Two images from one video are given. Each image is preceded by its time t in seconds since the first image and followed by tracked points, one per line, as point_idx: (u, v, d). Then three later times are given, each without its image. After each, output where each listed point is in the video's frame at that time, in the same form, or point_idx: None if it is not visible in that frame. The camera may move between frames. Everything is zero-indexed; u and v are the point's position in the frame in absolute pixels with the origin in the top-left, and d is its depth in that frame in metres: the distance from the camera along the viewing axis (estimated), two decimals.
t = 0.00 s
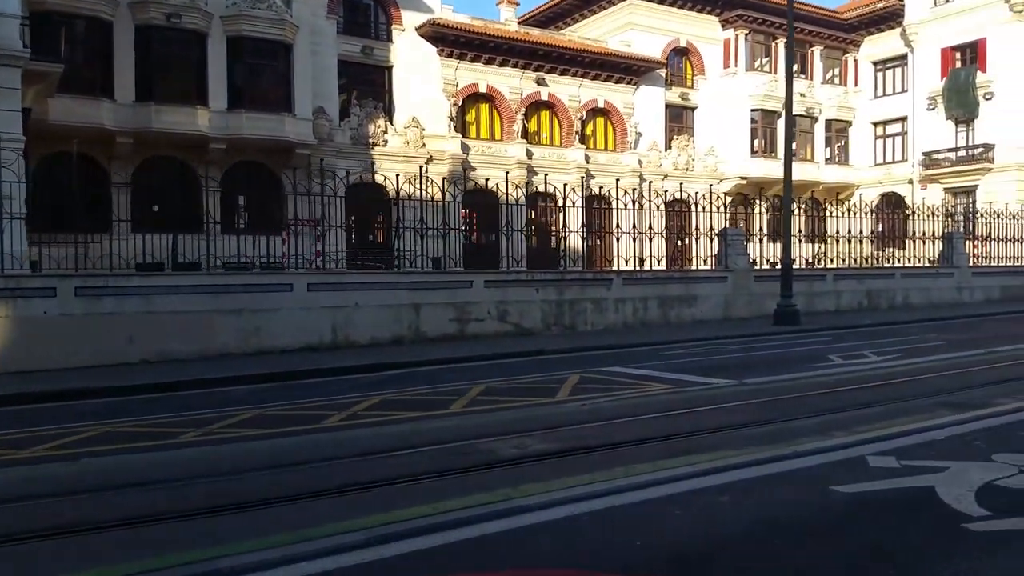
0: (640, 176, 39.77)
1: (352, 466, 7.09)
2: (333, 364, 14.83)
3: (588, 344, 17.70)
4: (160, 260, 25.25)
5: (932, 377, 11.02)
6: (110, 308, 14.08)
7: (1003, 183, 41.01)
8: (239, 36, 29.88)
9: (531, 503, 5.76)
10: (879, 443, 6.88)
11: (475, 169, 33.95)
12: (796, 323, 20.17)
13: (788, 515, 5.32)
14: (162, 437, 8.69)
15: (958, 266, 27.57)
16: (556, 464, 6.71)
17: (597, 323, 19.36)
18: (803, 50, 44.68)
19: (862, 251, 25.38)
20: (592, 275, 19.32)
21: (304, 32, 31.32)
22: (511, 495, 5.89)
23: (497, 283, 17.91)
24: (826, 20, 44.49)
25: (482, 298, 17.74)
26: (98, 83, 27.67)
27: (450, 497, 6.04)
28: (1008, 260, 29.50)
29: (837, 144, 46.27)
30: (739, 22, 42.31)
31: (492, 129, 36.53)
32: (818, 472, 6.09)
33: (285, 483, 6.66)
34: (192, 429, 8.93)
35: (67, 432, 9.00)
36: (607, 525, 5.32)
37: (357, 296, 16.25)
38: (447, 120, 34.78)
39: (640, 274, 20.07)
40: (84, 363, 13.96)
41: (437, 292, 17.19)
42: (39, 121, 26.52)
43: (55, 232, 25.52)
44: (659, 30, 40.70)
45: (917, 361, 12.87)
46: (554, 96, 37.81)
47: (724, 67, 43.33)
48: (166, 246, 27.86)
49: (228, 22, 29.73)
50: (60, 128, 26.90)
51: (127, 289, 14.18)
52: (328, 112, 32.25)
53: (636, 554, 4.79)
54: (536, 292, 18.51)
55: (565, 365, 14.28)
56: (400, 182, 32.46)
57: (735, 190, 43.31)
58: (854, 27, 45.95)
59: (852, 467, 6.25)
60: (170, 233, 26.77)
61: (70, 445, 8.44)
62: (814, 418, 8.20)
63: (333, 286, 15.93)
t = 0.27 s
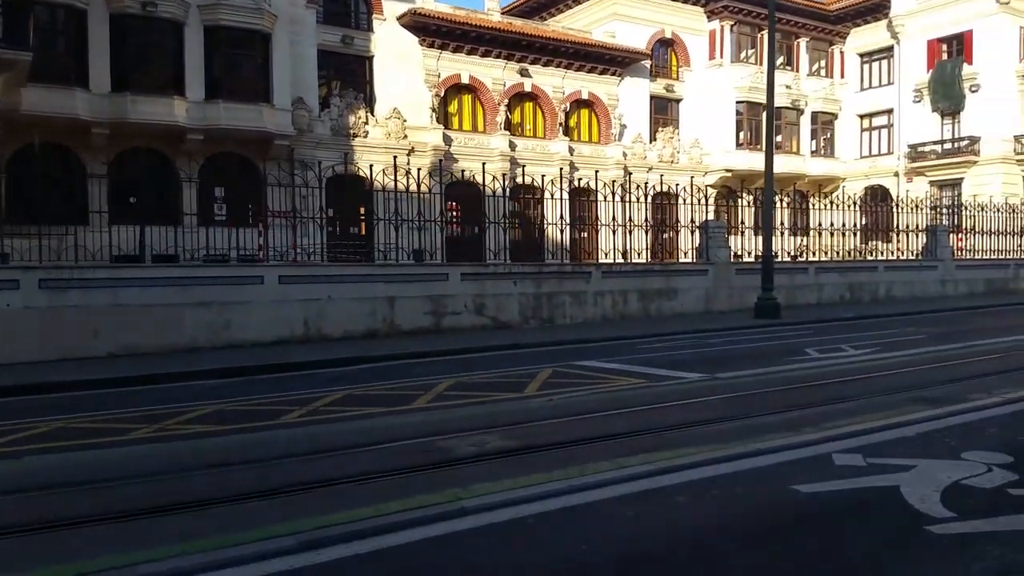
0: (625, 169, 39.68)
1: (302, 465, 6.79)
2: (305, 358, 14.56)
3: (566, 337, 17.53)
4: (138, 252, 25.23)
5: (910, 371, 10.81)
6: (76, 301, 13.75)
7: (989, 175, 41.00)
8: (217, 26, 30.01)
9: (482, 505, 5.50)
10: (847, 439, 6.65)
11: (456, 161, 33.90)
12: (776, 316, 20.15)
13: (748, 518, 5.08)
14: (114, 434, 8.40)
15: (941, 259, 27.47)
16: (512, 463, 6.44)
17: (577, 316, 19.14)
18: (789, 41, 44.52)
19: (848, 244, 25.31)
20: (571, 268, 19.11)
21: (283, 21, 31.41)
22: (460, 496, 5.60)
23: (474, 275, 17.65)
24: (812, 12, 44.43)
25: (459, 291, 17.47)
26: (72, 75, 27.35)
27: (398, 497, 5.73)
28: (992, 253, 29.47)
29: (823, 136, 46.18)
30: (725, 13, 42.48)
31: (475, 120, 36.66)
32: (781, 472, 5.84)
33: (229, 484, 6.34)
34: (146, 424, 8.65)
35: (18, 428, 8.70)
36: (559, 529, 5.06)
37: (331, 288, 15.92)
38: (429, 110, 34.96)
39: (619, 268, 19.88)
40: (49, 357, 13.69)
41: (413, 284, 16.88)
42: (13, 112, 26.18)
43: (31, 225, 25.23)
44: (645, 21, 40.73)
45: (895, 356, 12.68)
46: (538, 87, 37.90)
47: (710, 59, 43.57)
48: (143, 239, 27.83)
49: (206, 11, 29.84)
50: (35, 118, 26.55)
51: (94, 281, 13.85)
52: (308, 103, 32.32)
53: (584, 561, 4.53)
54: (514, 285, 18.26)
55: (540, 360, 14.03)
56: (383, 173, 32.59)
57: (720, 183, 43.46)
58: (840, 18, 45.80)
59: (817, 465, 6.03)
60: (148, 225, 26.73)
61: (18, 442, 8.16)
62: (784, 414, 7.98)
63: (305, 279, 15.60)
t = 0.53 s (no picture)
0: (615, 156, 40.15)
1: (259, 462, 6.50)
2: (283, 349, 14.27)
3: (551, 327, 17.35)
4: (123, 240, 25.06)
5: (896, 363, 10.57)
6: (48, 290, 13.44)
7: (983, 163, 40.82)
8: (200, 9, 29.58)
9: (437, 505, 5.23)
10: (823, 436, 6.41)
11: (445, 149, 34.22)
12: (764, 305, 20.03)
13: (713, 520, 4.82)
14: (71, 428, 8.10)
15: (933, 248, 27.28)
16: (476, 461, 6.16)
17: (562, 305, 18.91)
18: (783, 27, 44.03)
19: (840, 232, 25.13)
20: (556, 257, 18.86)
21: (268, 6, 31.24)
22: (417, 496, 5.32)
23: (458, 264, 17.40)
24: None
25: (441, 281, 17.20)
26: (51, 58, 26.99)
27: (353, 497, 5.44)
28: (985, 242, 29.28)
29: (816, 123, 45.85)
30: None
31: (464, 107, 36.99)
32: (754, 471, 5.58)
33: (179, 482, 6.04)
34: (106, 418, 8.35)
35: None
36: (515, 532, 4.79)
37: (310, 277, 15.62)
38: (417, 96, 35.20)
39: (606, 256, 19.67)
40: (21, 347, 13.42)
41: (394, 273, 16.61)
42: None
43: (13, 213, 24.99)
44: (635, 6, 41.14)
45: (881, 347, 12.47)
46: (526, 73, 38.30)
47: (701, 44, 43.73)
48: (129, 227, 27.63)
49: None
50: (16, 103, 26.17)
51: (66, 270, 13.53)
52: (293, 89, 32.31)
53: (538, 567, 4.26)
54: (497, 274, 18.01)
55: (521, 350, 13.79)
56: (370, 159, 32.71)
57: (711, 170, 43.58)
58: (833, 4, 45.37)
59: (790, 464, 5.78)
60: (133, 213, 26.51)
61: None
62: (762, 408, 7.74)
63: (283, 268, 15.28)
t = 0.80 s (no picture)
0: (611, 144, 39.94)
1: (218, 461, 6.21)
2: (266, 341, 13.96)
3: (541, 318, 17.11)
4: (113, 230, 24.85)
5: (888, 357, 10.30)
6: (25, 280, 13.14)
7: (980, 152, 40.52)
8: None
9: (396, 508, 4.93)
10: (808, 435, 6.15)
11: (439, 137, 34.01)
12: (758, 296, 19.80)
13: (689, 526, 4.52)
14: (32, 425, 7.79)
15: (931, 238, 26.89)
16: (445, 461, 5.88)
17: (552, 296, 18.65)
18: (780, 14, 43.63)
19: (837, 222, 24.83)
20: (546, 247, 18.57)
21: None
22: (378, 500, 5.04)
23: (445, 254, 17.09)
24: None
25: (429, 271, 16.88)
26: (37, 40, 26.59)
27: (311, 500, 5.15)
28: (981, 231, 29.02)
29: (813, 111, 45.49)
30: None
31: (457, 95, 36.66)
32: (733, 473, 5.32)
33: (133, 482, 5.74)
34: (70, 415, 8.04)
35: None
36: (476, 538, 4.49)
37: (294, 267, 15.27)
38: (410, 83, 34.84)
39: (597, 247, 19.39)
40: None
41: (381, 263, 16.26)
42: None
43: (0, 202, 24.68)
44: None
45: (874, 340, 12.20)
46: (521, 61, 37.98)
47: (698, 32, 43.49)
48: (119, 216, 27.40)
49: None
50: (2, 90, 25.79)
51: (43, 260, 13.21)
52: (285, 77, 31.94)
53: None
54: (485, 264, 17.73)
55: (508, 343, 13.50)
56: (363, 148, 32.38)
57: (707, 159, 43.39)
58: None
59: (772, 465, 5.50)
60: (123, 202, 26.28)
61: None
62: (748, 404, 7.47)
63: (265, 258, 14.94)
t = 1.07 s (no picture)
0: (608, 139, 39.81)
1: (178, 471, 5.95)
2: (251, 339, 13.71)
3: (533, 315, 16.88)
4: (105, 225, 24.67)
5: (881, 357, 10.04)
6: (5, 277, 12.91)
7: (980, 147, 40.26)
8: None
9: (356, 521, 4.70)
10: (793, 443, 5.91)
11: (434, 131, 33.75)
12: (753, 293, 19.58)
13: (661, 543, 4.28)
14: None
15: (929, 233, 26.64)
16: (413, 471, 5.62)
17: (545, 293, 18.41)
18: (778, 8, 43.38)
19: (835, 218, 24.58)
20: (539, 243, 18.31)
21: None
22: (338, 514, 4.80)
23: (435, 251, 16.84)
24: None
25: (419, 268, 16.60)
26: (29, 34, 26.51)
27: (268, 515, 4.89)
28: (979, 227, 28.76)
29: (812, 106, 45.26)
30: None
31: (453, 89, 36.39)
32: (713, 486, 5.06)
33: (88, 492, 5.50)
34: (35, 419, 7.79)
35: None
36: (436, 554, 4.25)
37: (279, 264, 14.99)
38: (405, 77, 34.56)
39: (590, 243, 19.15)
40: None
41: (370, 259, 15.96)
42: None
43: None
44: None
45: (869, 339, 11.94)
46: (517, 55, 37.71)
47: (695, 26, 43.25)
48: (111, 211, 27.21)
49: None
50: None
51: (23, 258, 12.99)
52: (278, 70, 31.67)
53: None
54: (476, 261, 17.48)
55: (496, 342, 13.24)
56: (357, 142, 32.13)
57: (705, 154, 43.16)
58: None
59: (753, 475, 5.26)
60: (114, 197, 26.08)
61: None
62: (734, 408, 7.22)
63: (251, 254, 14.68)
